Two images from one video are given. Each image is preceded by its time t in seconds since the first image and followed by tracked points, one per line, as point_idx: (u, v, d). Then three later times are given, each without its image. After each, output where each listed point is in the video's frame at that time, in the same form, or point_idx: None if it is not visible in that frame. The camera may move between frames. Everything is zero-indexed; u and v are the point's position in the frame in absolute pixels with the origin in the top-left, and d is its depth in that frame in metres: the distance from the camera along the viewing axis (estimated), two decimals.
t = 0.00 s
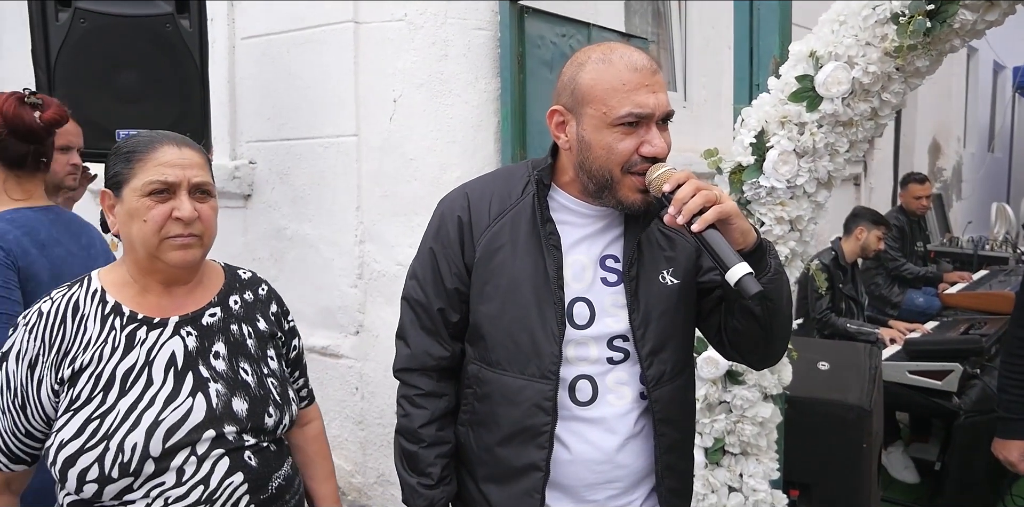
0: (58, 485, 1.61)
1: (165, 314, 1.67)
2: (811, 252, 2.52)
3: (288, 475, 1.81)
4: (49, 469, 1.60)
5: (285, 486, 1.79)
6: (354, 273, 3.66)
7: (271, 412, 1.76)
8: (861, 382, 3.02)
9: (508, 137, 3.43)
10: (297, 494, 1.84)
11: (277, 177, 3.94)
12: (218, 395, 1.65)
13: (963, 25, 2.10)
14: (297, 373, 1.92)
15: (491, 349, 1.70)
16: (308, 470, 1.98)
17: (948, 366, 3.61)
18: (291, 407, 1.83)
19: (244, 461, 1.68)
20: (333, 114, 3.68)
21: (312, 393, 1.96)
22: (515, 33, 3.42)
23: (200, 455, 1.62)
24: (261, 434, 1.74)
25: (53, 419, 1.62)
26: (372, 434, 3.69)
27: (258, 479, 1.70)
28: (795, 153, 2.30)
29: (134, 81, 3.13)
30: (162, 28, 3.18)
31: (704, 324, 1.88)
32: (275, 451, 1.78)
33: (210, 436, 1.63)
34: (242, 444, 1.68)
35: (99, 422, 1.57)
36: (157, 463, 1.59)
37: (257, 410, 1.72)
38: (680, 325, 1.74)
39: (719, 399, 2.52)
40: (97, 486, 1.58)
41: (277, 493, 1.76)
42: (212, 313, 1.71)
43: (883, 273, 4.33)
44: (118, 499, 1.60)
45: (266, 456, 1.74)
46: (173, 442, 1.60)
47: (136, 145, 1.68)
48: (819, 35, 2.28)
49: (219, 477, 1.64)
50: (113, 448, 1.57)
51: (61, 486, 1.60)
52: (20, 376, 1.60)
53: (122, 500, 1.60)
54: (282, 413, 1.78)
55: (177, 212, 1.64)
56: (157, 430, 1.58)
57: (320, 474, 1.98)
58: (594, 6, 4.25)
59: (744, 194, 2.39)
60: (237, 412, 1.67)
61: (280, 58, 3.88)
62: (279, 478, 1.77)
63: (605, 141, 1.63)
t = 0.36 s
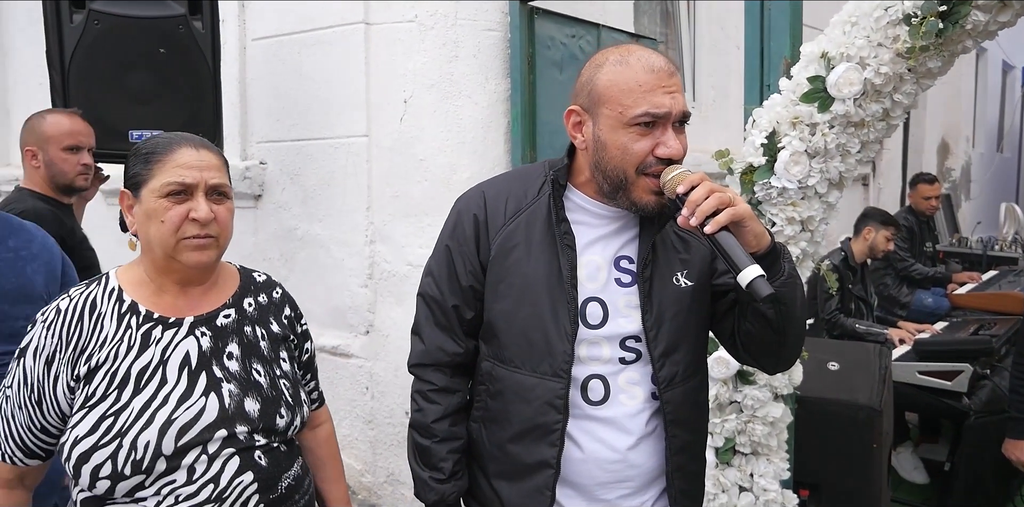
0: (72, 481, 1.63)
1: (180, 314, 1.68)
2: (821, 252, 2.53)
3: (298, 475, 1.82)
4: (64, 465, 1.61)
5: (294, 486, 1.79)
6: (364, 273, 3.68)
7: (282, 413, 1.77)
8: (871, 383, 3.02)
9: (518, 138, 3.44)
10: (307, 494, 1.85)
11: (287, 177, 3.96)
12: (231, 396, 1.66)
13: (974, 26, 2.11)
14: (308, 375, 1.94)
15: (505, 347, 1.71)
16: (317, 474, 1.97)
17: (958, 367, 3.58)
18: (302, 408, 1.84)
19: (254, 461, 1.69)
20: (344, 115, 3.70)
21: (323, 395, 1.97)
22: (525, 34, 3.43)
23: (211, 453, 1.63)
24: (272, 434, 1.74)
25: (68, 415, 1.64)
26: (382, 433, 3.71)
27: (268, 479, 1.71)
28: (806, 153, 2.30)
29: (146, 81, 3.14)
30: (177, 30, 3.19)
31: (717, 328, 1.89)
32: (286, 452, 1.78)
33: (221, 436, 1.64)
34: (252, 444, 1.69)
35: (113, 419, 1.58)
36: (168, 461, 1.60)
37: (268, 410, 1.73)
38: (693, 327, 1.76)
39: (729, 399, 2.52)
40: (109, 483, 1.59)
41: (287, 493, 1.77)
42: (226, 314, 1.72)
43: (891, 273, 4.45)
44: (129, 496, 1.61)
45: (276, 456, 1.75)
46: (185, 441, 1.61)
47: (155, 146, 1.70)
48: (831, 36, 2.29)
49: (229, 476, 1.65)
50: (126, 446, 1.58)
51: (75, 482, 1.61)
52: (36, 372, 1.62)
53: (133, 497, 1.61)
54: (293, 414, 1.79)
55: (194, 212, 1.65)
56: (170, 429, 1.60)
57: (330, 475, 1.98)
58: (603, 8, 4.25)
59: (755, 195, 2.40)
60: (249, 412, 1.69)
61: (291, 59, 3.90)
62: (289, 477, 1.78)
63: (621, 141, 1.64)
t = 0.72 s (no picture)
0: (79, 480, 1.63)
1: (186, 314, 1.69)
2: (827, 252, 2.53)
3: (302, 473, 1.82)
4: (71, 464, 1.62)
5: (299, 485, 1.80)
6: (370, 273, 3.69)
7: (288, 412, 1.78)
8: (876, 382, 3.03)
9: (523, 137, 3.44)
10: (312, 493, 1.86)
11: (294, 176, 3.97)
12: (237, 395, 1.68)
13: (980, 26, 2.12)
14: (313, 375, 1.95)
15: (515, 347, 1.72)
16: (322, 471, 1.99)
17: (962, 366, 3.60)
18: (308, 408, 1.85)
19: (260, 459, 1.70)
20: (350, 115, 3.71)
21: (327, 394, 1.98)
22: (530, 34, 3.43)
23: (217, 452, 1.64)
24: (278, 433, 1.75)
25: (76, 414, 1.64)
26: (387, 432, 3.72)
27: (274, 477, 1.72)
28: (812, 153, 2.31)
29: (154, 81, 3.16)
30: (184, 31, 3.20)
31: (723, 326, 1.90)
32: (292, 450, 1.79)
33: (228, 435, 1.65)
34: (258, 443, 1.70)
35: (121, 418, 1.59)
36: (175, 459, 1.61)
37: (275, 410, 1.74)
38: (702, 324, 1.77)
39: (735, 398, 2.53)
40: (117, 481, 1.60)
41: (292, 491, 1.78)
42: (232, 314, 1.74)
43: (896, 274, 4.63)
44: (137, 494, 1.62)
45: (282, 454, 1.76)
46: (192, 439, 1.62)
47: (160, 147, 1.71)
48: (837, 36, 2.29)
49: (235, 474, 1.66)
50: (134, 444, 1.59)
51: (83, 480, 1.62)
52: (44, 371, 1.62)
53: (141, 495, 1.62)
54: (298, 413, 1.80)
55: (199, 212, 1.67)
56: (177, 428, 1.61)
57: (334, 474, 1.99)
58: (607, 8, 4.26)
59: (761, 195, 2.40)
60: (255, 411, 1.70)
61: (297, 59, 3.92)
62: (294, 476, 1.78)
63: (631, 142, 1.65)
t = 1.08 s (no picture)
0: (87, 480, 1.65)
1: (192, 315, 1.71)
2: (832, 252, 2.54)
3: (307, 473, 1.83)
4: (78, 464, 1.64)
5: (304, 484, 1.81)
6: (376, 272, 3.71)
7: (292, 412, 1.79)
8: (881, 381, 3.03)
9: (528, 137, 3.44)
10: (317, 491, 1.87)
11: (300, 176, 3.99)
12: (241, 395, 1.69)
13: (986, 25, 2.11)
14: (318, 374, 1.96)
15: (522, 347, 1.73)
16: (329, 469, 2.00)
17: (968, 366, 3.60)
18: (312, 407, 1.86)
19: (265, 458, 1.71)
20: (356, 115, 3.73)
21: (333, 393, 2.00)
22: (535, 34, 3.43)
23: (221, 452, 1.65)
24: (282, 433, 1.77)
25: (82, 415, 1.66)
26: (393, 431, 3.74)
27: (278, 476, 1.73)
28: (817, 153, 2.30)
29: (159, 81, 3.17)
30: (191, 32, 3.24)
31: (728, 322, 1.90)
32: (296, 450, 1.80)
33: (232, 435, 1.66)
34: (263, 442, 1.71)
35: (126, 419, 1.61)
36: (179, 460, 1.63)
37: (279, 409, 1.75)
38: (706, 321, 1.77)
39: (740, 398, 2.53)
40: (122, 481, 1.62)
41: (296, 490, 1.79)
42: (236, 314, 1.75)
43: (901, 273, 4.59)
44: (142, 494, 1.63)
45: (286, 454, 1.77)
46: (196, 440, 1.63)
47: (166, 148, 1.72)
48: (842, 37, 2.30)
49: (240, 474, 1.67)
50: (139, 444, 1.61)
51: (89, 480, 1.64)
52: (51, 372, 1.65)
53: (146, 495, 1.64)
54: (302, 413, 1.81)
55: (210, 211, 1.68)
56: (181, 428, 1.62)
57: (342, 470, 2.00)
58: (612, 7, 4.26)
59: (767, 194, 2.41)
60: (259, 411, 1.71)
61: (304, 59, 3.93)
62: (298, 475, 1.80)
63: (634, 144, 1.66)
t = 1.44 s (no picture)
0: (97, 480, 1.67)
1: (202, 314, 1.72)
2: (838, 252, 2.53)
3: (316, 471, 1.85)
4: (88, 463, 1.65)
5: (312, 482, 1.83)
6: (383, 271, 3.72)
7: (300, 410, 1.80)
8: (888, 381, 3.03)
9: (535, 137, 3.45)
10: (326, 489, 1.88)
11: (307, 175, 4.01)
12: (250, 394, 1.70)
13: (992, 25, 2.13)
14: (325, 372, 1.97)
15: (526, 343, 1.74)
16: (336, 465, 2.01)
17: (975, 367, 3.57)
18: (320, 405, 1.87)
19: (274, 457, 1.72)
20: (363, 115, 3.74)
21: (340, 390, 2.01)
22: (541, 34, 3.44)
23: (231, 450, 1.67)
24: (290, 431, 1.78)
25: (92, 415, 1.67)
26: (399, 430, 3.75)
27: (287, 475, 1.75)
28: (823, 152, 2.31)
29: (167, 81, 3.19)
30: (200, 33, 3.27)
31: (733, 321, 1.91)
32: (304, 448, 1.82)
33: (241, 434, 1.68)
34: (272, 441, 1.73)
35: (135, 419, 1.62)
36: (190, 459, 1.65)
37: (287, 408, 1.76)
38: (711, 321, 1.78)
39: (745, 397, 2.53)
40: (133, 481, 1.63)
41: (305, 489, 1.81)
42: (244, 313, 1.76)
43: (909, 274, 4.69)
44: (153, 493, 1.65)
45: (295, 452, 1.78)
46: (206, 439, 1.65)
47: (183, 147, 1.73)
48: (849, 36, 2.30)
49: (249, 473, 1.69)
50: (149, 444, 1.62)
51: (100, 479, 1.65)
52: (59, 374, 1.65)
53: (157, 494, 1.66)
54: (311, 411, 1.83)
55: (234, 210, 1.71)
56: (191, 427, 1.64)
57: (349, 468, 2.01)
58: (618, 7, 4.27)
59: (772, 194, 2.41)
60: (268, 410, 1.72)
61: (311, 59, 3.95)
62: (307, 473, 1.81)
63: (638, 143, 1.67)
